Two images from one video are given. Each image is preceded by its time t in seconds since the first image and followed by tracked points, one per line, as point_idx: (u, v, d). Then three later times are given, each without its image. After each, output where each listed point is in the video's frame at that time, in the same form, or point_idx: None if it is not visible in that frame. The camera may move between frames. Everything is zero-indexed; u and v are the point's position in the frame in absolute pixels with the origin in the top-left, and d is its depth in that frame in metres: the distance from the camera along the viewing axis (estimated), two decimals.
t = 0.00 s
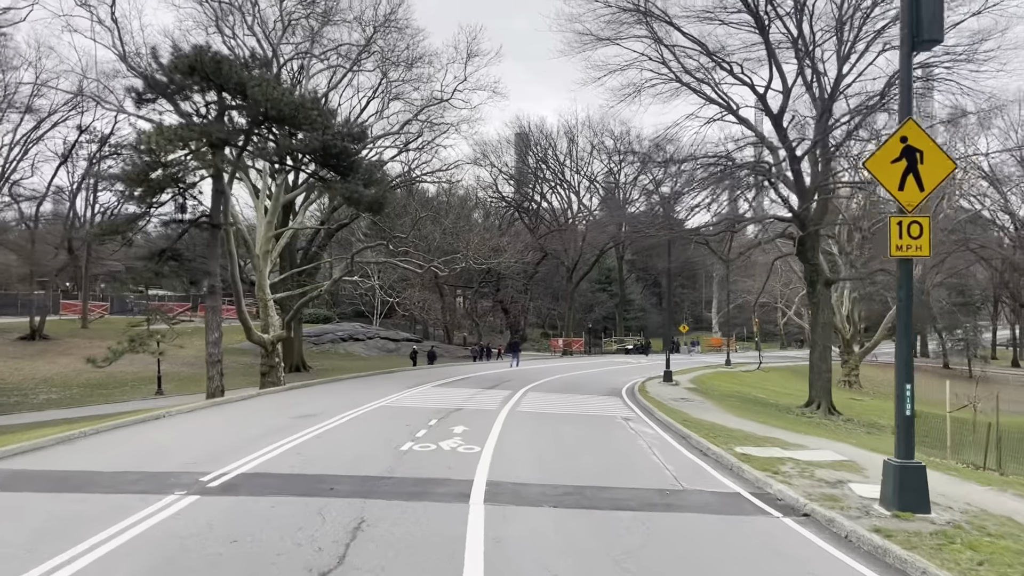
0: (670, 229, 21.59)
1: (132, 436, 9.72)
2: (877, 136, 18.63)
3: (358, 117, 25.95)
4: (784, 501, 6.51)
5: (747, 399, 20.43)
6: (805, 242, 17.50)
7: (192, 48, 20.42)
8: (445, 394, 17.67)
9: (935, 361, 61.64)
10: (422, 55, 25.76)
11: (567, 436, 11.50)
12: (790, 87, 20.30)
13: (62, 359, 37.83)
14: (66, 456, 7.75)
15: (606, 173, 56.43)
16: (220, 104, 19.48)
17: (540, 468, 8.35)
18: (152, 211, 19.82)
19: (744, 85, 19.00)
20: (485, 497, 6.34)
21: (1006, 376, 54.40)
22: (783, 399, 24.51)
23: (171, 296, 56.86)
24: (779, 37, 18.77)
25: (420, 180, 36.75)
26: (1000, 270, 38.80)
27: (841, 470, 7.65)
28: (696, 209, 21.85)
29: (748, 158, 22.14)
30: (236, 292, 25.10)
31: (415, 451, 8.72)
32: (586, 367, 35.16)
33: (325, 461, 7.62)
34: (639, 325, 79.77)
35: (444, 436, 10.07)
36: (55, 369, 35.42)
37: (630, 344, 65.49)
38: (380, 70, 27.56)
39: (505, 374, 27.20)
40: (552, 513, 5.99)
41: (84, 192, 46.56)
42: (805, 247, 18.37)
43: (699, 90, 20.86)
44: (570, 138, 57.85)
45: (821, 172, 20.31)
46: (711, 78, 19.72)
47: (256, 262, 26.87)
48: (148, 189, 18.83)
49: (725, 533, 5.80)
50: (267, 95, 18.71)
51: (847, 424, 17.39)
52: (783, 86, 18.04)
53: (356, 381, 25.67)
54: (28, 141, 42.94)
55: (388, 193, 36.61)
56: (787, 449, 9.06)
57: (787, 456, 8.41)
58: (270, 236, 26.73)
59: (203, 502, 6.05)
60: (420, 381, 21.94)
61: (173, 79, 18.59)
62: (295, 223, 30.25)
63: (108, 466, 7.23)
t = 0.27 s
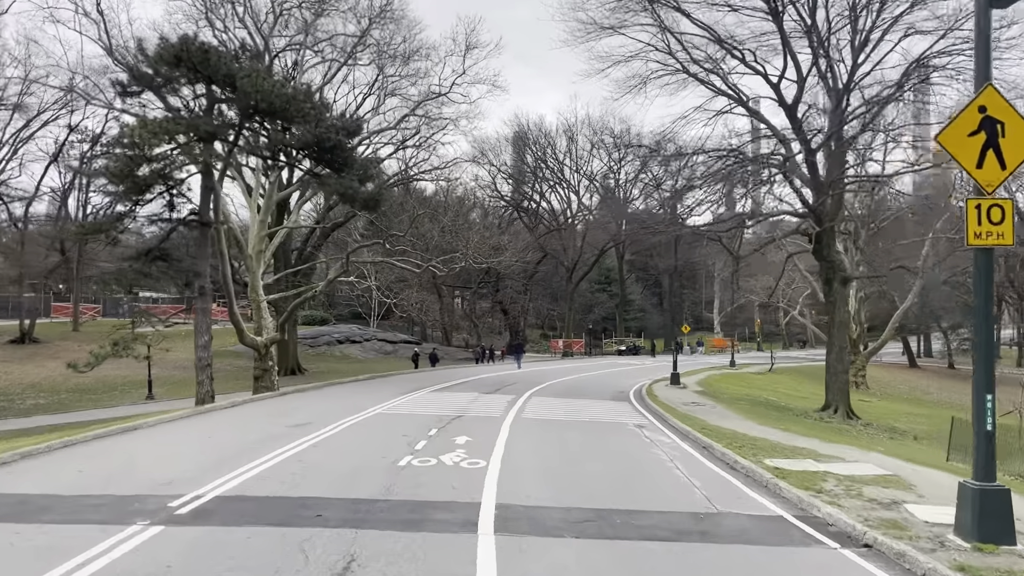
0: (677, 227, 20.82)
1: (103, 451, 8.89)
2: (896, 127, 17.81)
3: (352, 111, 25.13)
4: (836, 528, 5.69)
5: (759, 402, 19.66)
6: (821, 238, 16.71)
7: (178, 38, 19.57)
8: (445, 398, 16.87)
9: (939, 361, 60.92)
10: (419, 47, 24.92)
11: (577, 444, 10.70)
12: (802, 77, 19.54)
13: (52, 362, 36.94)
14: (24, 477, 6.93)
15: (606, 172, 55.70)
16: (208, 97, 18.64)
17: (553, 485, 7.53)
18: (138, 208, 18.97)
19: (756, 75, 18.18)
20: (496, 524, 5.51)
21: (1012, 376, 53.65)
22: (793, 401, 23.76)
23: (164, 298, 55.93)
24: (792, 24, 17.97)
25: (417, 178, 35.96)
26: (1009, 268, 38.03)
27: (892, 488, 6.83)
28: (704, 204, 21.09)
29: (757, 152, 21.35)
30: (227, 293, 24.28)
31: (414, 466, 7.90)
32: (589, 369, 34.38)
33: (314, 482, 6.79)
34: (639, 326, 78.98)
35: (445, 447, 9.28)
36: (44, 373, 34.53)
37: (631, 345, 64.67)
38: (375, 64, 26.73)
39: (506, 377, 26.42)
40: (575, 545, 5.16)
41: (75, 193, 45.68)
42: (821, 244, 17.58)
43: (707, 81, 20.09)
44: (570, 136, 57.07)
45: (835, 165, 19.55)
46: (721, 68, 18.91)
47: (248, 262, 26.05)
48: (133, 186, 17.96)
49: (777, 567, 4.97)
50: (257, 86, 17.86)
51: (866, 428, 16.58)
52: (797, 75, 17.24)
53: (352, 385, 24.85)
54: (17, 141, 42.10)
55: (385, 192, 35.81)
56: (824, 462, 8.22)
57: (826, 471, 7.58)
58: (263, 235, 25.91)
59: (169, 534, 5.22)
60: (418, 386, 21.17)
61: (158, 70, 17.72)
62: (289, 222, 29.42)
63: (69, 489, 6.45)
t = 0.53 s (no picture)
0: (684, 225, 20.01)
1: (65, 471, 8.03)
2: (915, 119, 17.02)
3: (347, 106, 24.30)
4: (906, 562, 4.88)
5: (770, 406, 18.86)
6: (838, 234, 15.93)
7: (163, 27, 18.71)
8: (443, 404, 16.05)
9: (942, 360, 60.20)
10: (416, 40, 24.09)
11: (587, 456, 9.89)
12: (813, 67, 18.78)
13: (38, 366, 35.97)
14: None
15: (605, 170, 54.93)
16: (195, 88, 17.80)
17: (567, 507, 6.69)
18: (120, 204, 18.09)
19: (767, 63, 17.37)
20: (506, 563, 4.68)
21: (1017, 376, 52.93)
22: (803, 404, 22.97)
23: (157, 300, 54.97)
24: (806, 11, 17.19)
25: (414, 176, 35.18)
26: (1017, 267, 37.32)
27: (952, 512, 6.03)
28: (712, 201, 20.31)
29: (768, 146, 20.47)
30: (216, 294, 23.43)
31: (411, 487, 7.07)
32: (590, 371, 33.57)
33: (296, 509, 5.97)
34: (638, 327, 78.23)
35: (443, 461, 8.46)
36: (29, 377, 33.58)
37: (630, 346, 63.85)
38: (370, 58, 25.89)
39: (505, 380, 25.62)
40: None
41: (64, 193, 44.70)
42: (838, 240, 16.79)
43: (714, 72, 19.32)
44: (568, 134, 56.30)
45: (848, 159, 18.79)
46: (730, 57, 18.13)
47: (239, 262, 25.21)
48: (114, 181, 17.07)
49: None
50: (244, 76, 17.02)
51: (885, 433, 15.79)
52: (811, 64, 16.47)
53: (347, 389, 24.02)
54: (4, 140, 41.14)
55: (381, 190, 35.01)
56: (864, 478, 7.42)
57: (871, 490, 6.78)
58: (254, 234, 25.08)
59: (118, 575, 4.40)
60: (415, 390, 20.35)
61: (140, 60, 16.86)
62: (282, 221, 28.54)
63: (11, 519, 5.61)
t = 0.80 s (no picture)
0: (690, 223, 19.25)
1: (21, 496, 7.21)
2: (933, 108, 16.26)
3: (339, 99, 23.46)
4: None
5: (781, 409, 18.07)
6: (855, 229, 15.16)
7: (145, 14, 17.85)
8: (441, 410, 15.24)
9: (943, 361, 59.55)
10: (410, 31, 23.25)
11: (597, 470, 9.10)
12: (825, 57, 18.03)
13: (23, 369, 35.04)
14: None
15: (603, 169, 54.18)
16: (178, 77, 16.96)
17: (585, 533, 5.91)
18: (100, 200, 17.22)
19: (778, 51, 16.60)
20: None
21: (1020, 376, 52.32)
22: (812, 407, 22.21)
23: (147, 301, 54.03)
24: None
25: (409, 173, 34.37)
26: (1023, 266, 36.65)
27: None
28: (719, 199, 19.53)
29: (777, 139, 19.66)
30: (203, 294, 22.58)
31: (408, 509, 6.30)
32: (589, 373, 32.78)
33: (276, 543, 5.19)
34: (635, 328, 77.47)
35: (441, 477, 7.67)
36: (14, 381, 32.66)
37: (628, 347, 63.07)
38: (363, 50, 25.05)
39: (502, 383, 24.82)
40: None
41: (51, 192, 43.74)
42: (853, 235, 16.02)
43: (721, 62, 18.59)
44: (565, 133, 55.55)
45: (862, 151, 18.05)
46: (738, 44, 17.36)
47: (228, 262, 24.36)
48: (93, 175, 16.19)
49: None
50: (229, 64, 16.17)
51: (906, 438, 15.04)
52: (825, 51, 15.70)
53: (340, 394, 23.18)
54: None
55: (375, 186, 34.21)
56: (914, 496, 6.66)
57: (929, 511, 6.04)
58: (243, 233, 24.23)
59: None
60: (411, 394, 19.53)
61: (120, 47, 16.00)
62: (272, 219, 27.67)
63: None
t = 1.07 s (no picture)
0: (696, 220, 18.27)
1: None
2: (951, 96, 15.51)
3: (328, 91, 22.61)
4: None
5: (792, 414, 17.29)
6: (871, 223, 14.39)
7: None
8: (436, 416, 14.43)
9: (943, 361, 58.89)
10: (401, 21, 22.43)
11: (607, 483, 8.28)
12: (836, 43, 17.26)
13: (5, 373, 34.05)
14: None
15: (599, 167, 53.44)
16: (158, 65, 16.09)
17: (604, 565, 5.12)
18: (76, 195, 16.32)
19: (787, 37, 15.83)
20: None
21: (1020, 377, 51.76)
22: (820, 410, 21.45)
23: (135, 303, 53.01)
24: None
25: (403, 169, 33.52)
26: None
27: None
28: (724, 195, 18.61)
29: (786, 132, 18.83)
30: (187, 294, 21.68)
31: (401, 538, 5.49)
32: (587, 375, 31.96)
33: None
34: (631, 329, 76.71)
35: (437, 497, 6.84)
36: None
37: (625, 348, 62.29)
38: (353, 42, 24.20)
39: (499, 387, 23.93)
40: None
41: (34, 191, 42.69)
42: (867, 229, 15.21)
43: (726, 51, 17.77)
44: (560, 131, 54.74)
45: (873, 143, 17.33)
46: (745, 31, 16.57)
47: (214, 261, 23.49)
48: (67, 168, 15.30)
49: None
50: (209, 50, 15.32)
51: (925, 444, 14.28)
52: (838, 36, 14.94)
53: (332, 398, 22.33)
54: None
55: (367, 183, 33.38)
56: (974, 519, 5.89)
57: (998, 539, 5.27)
58: (230, 231, 23.37)
59: None
60: (404, 397, 18.77)
61: (94, 33, 15.11)
62: (260, 217, 26.79)
63: None
